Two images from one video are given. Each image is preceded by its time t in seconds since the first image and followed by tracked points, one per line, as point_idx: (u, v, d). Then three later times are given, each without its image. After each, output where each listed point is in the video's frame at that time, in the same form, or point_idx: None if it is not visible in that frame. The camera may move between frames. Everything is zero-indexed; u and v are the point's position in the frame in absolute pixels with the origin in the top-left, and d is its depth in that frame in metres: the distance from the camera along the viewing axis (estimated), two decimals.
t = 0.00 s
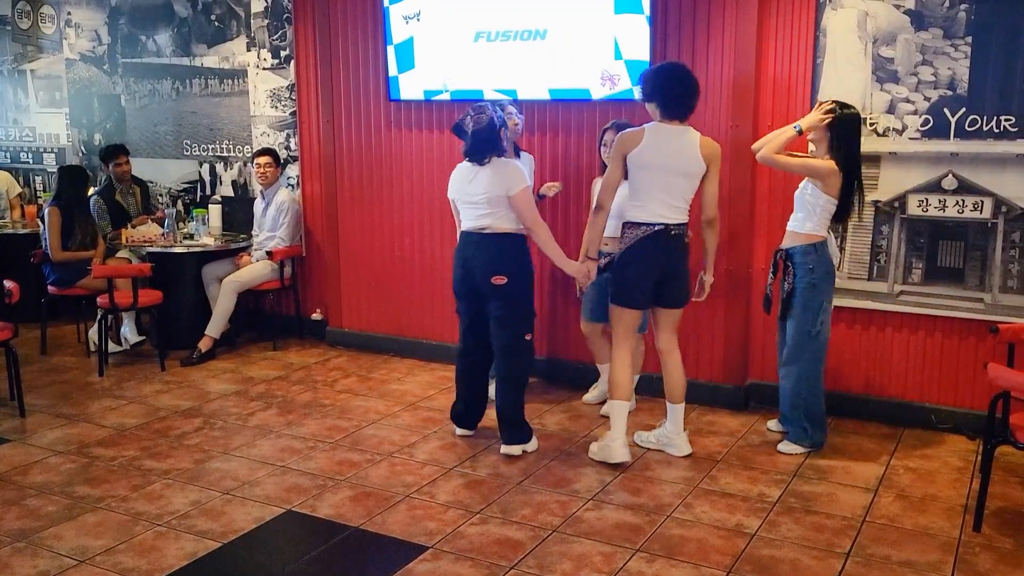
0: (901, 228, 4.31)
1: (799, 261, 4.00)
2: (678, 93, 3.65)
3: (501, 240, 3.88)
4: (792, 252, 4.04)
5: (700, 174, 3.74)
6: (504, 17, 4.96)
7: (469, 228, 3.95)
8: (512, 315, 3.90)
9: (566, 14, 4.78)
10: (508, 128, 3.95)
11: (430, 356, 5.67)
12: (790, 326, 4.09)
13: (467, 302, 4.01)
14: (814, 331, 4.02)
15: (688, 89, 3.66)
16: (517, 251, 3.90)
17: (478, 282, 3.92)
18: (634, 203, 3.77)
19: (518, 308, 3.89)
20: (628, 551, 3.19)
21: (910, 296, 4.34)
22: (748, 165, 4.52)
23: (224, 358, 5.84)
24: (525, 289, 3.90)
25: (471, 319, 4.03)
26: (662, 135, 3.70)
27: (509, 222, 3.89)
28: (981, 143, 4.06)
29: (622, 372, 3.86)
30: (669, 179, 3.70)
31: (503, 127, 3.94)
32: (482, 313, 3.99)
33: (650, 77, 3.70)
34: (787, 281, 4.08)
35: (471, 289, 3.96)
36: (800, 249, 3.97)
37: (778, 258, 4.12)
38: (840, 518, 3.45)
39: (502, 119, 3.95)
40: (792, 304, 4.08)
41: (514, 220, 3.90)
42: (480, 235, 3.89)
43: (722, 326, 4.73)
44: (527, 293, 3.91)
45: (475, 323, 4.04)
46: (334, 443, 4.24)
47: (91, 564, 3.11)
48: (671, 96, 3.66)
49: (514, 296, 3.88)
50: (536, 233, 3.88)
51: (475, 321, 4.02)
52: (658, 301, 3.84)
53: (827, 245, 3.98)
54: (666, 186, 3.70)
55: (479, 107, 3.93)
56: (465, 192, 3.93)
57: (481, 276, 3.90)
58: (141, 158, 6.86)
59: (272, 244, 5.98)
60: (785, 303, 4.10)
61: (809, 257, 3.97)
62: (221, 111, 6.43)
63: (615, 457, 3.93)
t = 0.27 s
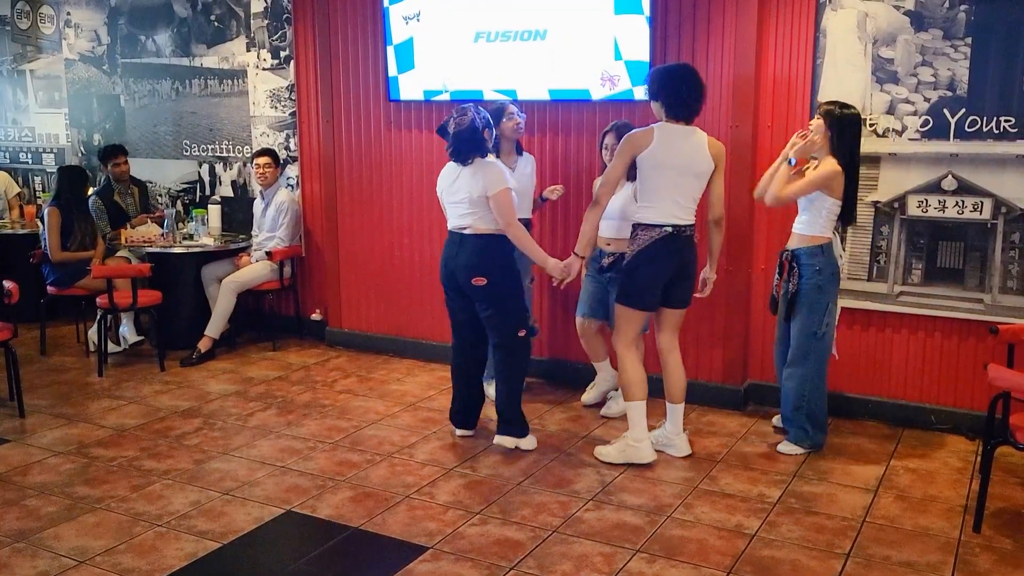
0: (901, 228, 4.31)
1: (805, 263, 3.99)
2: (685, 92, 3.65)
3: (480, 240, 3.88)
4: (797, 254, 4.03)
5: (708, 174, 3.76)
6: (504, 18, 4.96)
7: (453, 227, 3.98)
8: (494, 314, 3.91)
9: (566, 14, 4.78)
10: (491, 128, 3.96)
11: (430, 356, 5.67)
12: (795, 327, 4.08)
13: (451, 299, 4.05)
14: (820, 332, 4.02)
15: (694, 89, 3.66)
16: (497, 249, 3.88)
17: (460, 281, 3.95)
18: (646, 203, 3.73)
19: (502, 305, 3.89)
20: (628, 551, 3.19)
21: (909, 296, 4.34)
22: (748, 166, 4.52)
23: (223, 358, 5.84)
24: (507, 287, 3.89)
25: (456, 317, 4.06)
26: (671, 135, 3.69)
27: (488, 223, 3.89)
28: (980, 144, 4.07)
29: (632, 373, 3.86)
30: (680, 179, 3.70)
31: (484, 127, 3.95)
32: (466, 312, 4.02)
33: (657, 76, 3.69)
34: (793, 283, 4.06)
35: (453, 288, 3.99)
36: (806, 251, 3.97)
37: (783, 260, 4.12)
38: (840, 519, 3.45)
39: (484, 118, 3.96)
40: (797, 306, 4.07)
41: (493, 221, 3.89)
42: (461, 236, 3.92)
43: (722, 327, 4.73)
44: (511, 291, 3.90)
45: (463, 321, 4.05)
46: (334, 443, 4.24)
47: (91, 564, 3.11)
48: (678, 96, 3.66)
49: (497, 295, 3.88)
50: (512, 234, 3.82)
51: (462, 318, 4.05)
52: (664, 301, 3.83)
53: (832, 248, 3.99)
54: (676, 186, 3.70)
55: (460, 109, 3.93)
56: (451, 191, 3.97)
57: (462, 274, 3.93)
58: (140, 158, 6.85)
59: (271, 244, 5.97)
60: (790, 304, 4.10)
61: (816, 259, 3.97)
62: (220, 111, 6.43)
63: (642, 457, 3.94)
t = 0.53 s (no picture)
0: (901, 229, 4.31)
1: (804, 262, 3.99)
2: (682, 92, 3.65)
3: (481, 240, 3.97)
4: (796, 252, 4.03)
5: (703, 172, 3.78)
6: (505, 18, 4.96)
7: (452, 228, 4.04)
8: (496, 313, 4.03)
9: (567, 15, 4.78)
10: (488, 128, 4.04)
11: (430, 356, 5.67)
12: (794, 326, 4.08)
13: (446, 298, 4.10)
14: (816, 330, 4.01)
15: (690, 88, 3.66)
16: (501, 248, 3.98)
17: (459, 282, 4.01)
18: (652, 206, 3.69)
19: (507, 303, 4.02)
20: (628, 552, 3.18)
21: (909, 297, 4.34)
22: (749, 167, 4.52)
23: (223, 358, 5.83)
24: (512, 286, 4.01)
25: (454, 317, 4.10)
26: (672, 136, 3.67)
27: (489, 222, 3.99)
28: (981, 145, 4.07)
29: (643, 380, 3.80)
30: (682, 180, 3.69)
31: (482, 128, 4.03)
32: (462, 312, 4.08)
33: (652, 77, 3.68)
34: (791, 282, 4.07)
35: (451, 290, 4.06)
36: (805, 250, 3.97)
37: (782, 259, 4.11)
38: (840, 520, 3.45)
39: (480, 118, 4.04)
40: (795, 305, 4.06)
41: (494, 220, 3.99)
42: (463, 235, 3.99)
43: (721, 327, 4.72)
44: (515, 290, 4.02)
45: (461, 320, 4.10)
46: (334, 443, 4.24)
47: (90, 564, 3.10)
48: (673, 97, 3.65)
49: (501, 296, 4.00)
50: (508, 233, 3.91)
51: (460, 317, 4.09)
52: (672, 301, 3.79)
53: (832, 249, 3.98)
54: (679, 186, 3.69)
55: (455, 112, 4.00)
56: (451, 190, 4.02)
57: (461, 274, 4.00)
58: (140, 157, 6.84)
59: (270, 244, 5.97)
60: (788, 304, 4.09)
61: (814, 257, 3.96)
62: (220, 111, 6.42)
63: (667, 465, 3.89)
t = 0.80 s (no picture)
0: (901, 231, 4.31)
1: (807, 262, 4.01)
2: (677, 92, 3.65)
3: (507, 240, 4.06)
4: (799, 252, 4.04)
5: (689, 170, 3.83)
6: (505, 20, 4.96)
7: (469, 227, 4.06)
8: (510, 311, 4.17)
9: (567, 16, 4.78)
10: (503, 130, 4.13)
11: (430, 358, 5.67)
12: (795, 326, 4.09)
13: (456, 299, 4.10)
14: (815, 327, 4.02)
15: (683, 86, 3.66)
16: (522, 248, 4.13)
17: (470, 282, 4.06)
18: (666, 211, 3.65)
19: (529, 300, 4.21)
20: (628, 554, 3.18)
21: (909, 299, 4.34)
22: (749, 168, 4.52)
23: (222, 359, 5.83)
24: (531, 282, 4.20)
25: (459, 316, 4.11)
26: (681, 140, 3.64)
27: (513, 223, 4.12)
28: (981, 147, 4.07)
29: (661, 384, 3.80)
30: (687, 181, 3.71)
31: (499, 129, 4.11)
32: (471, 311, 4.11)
33: (644, 81, 3.66)
34: (793, 281, 4.08)
35: (460, 289, 4.08)
36: (809, 250, 3.98)
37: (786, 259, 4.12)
38: (840, 522, 3.44)
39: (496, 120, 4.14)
40: (797, 304, 4.08)
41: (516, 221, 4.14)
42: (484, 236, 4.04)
43: (721, 327, 4.72)
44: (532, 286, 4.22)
45: (463, 319, 4.12)
46: (334, 445, 4.24)
47: (90, 566, 3.10)
48: (669, 98, 3.64)
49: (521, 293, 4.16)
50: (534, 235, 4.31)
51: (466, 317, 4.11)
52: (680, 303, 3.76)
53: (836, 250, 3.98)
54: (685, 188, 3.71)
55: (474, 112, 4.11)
56: (473, 191, 4.03)
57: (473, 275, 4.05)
58: (139, 158, 6.84)
59: (270, 245, 5.97)
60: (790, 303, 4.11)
61: (816, 258, 3.97)
62: (220, 112, 6.42)
63: (668, 469, 3.89)
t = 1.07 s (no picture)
0: (902, 233, 4.31)
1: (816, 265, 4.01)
2: (679, 93, 3.65)
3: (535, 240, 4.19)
4: (805, 256, 4.03)
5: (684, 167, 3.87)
6: (506, 22, 4.96)
7: (505, 231, 4.08)
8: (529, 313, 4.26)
9: (568, 19, 4.78)
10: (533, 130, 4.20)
11: (430, 360, 5.67)
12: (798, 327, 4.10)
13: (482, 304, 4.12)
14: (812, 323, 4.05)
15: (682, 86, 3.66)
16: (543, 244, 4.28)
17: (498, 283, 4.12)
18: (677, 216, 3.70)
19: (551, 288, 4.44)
20: (629, 557, 3.18)
21: (910, 302, 4.34)
22: (750, 171, 4.52)
23: (222, 361, 5.83)
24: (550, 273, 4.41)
25: (486, 320, 4.14)
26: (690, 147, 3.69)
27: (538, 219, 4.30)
28: (981, 150, 4.07)
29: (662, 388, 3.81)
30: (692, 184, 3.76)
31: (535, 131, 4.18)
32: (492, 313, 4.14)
33: (650, 83, 3.64)
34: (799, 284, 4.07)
35: (482, 292, 4.10)
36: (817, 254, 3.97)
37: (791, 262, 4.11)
38: (841, 525, 3.44)
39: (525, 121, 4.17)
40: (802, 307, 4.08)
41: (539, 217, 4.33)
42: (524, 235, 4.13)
43: (721, 328, 4.72)
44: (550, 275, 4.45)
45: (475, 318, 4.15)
46: (334, 448, 4.23)
47: (90, 569, 3.10)
48: (674, 100, 3.65)
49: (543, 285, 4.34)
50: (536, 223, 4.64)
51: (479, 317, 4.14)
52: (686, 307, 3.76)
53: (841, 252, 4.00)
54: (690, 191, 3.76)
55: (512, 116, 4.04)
56: (514, 193, 4.08)
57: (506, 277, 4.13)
58: (139, 160, 6.84)
59: (271, 247, 5.97)
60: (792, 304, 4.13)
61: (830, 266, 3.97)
62: (220, 114, 6.42)
63: (669, 472, 3.88)
